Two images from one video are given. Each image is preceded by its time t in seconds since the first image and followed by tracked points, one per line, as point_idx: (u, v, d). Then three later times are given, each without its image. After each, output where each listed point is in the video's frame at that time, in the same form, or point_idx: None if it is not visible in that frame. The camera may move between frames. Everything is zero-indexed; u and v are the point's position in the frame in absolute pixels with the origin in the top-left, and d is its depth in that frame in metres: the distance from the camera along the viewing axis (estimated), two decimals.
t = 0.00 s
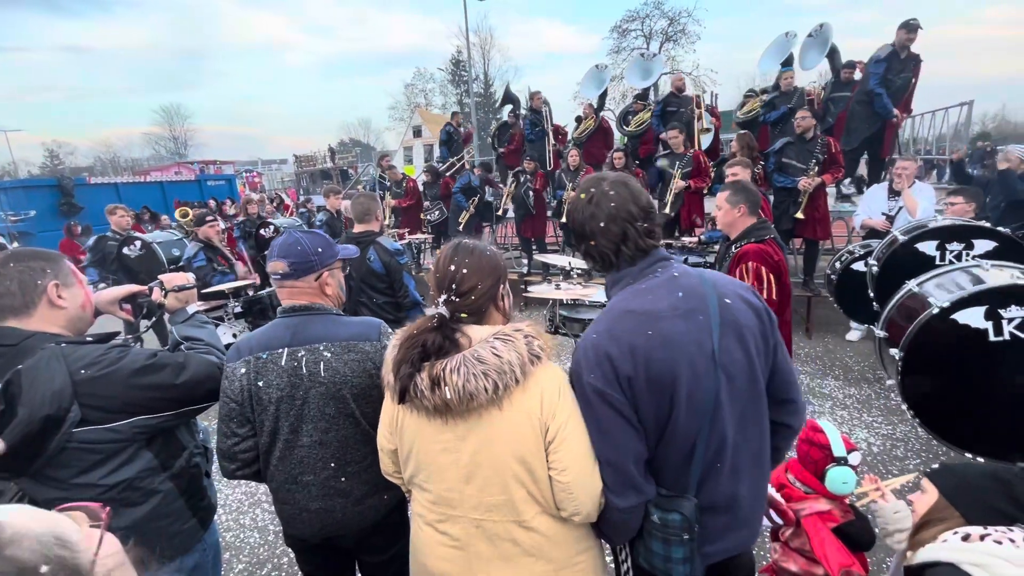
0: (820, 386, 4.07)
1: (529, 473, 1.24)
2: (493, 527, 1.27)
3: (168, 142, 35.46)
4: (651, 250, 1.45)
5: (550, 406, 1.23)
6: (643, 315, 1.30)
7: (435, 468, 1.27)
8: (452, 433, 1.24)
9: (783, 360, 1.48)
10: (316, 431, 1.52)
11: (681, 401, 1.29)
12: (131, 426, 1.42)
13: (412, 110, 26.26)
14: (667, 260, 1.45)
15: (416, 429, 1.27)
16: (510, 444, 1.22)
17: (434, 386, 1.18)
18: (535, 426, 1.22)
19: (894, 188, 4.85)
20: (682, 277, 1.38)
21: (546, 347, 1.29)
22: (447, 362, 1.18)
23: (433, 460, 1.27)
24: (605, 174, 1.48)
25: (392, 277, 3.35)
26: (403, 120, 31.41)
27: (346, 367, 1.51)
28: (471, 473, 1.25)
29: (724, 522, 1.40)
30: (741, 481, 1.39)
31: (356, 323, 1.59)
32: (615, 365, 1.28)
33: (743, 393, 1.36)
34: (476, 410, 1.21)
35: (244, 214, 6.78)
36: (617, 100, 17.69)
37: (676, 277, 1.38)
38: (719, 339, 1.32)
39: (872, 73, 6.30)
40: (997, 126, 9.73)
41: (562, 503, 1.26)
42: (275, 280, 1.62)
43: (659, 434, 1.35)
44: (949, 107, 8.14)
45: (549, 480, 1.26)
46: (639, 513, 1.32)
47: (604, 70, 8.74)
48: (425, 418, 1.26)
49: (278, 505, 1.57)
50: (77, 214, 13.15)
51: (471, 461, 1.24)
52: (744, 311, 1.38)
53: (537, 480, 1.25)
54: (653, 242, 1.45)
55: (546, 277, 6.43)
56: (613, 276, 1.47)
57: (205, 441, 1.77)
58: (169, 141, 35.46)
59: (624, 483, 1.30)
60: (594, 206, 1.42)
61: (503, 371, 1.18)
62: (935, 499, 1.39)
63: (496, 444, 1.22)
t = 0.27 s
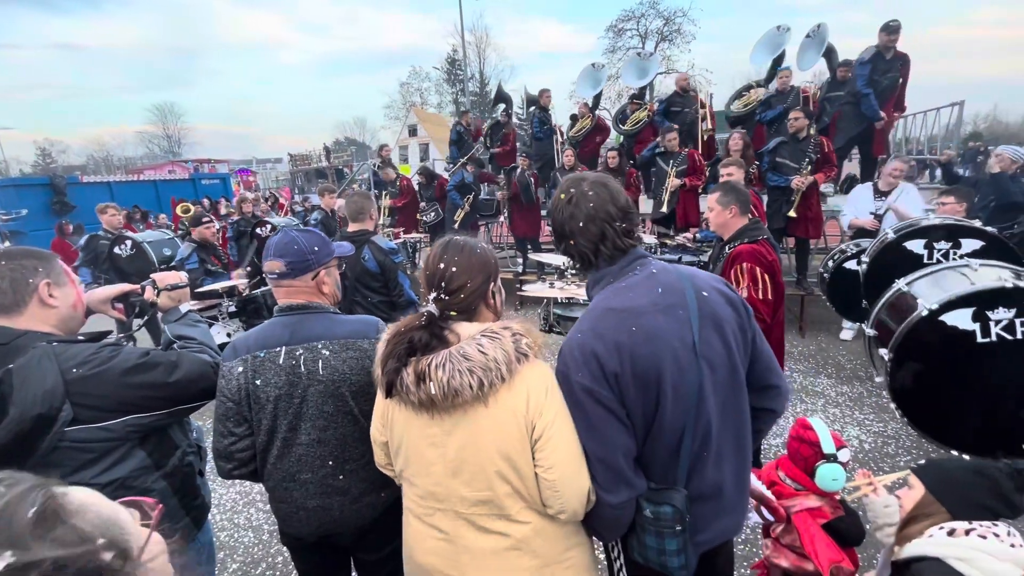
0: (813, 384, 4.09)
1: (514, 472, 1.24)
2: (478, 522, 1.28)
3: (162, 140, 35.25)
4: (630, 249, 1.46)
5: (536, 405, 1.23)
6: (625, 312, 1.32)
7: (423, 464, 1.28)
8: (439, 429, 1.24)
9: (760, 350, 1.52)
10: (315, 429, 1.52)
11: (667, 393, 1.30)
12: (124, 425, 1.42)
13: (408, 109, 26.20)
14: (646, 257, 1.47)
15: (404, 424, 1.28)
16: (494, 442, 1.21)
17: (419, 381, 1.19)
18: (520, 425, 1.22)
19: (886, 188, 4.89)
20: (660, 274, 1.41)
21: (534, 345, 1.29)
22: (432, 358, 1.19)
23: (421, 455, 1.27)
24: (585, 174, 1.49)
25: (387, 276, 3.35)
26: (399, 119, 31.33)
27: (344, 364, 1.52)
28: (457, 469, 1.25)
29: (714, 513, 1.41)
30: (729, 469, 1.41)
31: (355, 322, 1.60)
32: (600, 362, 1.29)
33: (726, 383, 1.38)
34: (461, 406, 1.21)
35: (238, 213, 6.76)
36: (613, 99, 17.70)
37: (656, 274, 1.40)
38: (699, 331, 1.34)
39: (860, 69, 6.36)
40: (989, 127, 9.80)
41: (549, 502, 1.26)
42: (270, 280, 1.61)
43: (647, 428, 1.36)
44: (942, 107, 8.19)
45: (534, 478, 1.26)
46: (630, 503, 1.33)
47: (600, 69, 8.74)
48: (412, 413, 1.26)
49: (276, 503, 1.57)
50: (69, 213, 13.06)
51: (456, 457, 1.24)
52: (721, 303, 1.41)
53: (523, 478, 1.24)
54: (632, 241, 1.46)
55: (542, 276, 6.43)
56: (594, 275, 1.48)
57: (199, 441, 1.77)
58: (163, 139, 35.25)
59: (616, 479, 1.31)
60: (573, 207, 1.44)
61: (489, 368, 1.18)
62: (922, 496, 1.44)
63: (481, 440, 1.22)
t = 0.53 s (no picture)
0: (804, 382, 4.12)
1: (499, 483, 1.24)
2: (467, 530, 1.28)
3: (153, 139, 35.02)
4: (614, 248, 1.47)
5: (521, 418, 1.21)
6: (614, 311, 1.33)
7: (412, 471, 1.29)
8: (424, 439, 1.25)
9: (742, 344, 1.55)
10: (315, 429, 1.52)
11: (657, 390, 1.32)
12: (114, 425, 1.41)
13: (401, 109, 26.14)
14: (631, 256, 1.48)
15: (392, 431, 1.29)
16: (479, 454, 1.21)
17: (401, 395, 1.19)
18: (505, 439, 1.21)
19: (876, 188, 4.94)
20: (646, 272, 1.42)
21: (521, 357, 1.26)
22: (414, 372, 1.19)
23: (409, 462, 1.28)
24: (571, 173, 1.48)
25: (380, 275, 3.34)
26: (392, 119, 31.24)
27: (346, 363, 1.54)
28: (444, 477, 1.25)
29: (704, 506, 1.42)
30: (716, 464, 1.43)
31: (354, 320, 1.62)
32: (590, 361, 1.30)
33: (712, 378, 1.40)
34: (444, 419, 1.20)
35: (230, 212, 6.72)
36: (606, 100, 17.73)
37: (641, 272, 1.42)
38: (686, 327, 1.36)
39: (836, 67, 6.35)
40: (978, 128, 9.90)
41: (535, 514, 1.26)
42: (271, 279, 1.60)
43: (637, 425, 1.37)
44: (932, 108, 8.26)
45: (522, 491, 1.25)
46: (621, 502, 1.33)
47: (593, 69, 8.74)
48: (399, 423, 1.27)
49: (274, 504, 1.56)
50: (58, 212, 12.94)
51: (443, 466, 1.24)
52: (705, 299, 1.43)
53: (508, 489, 1.24)
54: (616, 241, 1.47)
55: (535, 276, 6.44)
56: (580, 274, 1.49)
57: (190, 441, 1.76)
58: (154, 138, 35.03)
59: (609, 476, 1.31)
60: (558, 206, 1.44)
61: (471, 384, 1.17)
62: (908, 491, 1.47)
63: (466, 452, 1.22)
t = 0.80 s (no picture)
0: (797, 380, 4.14)
1: (486, 495, 1.24)
2: (462, 535, 1.29)
3: (146, 137, 34.79)
4: (607, 248, 1.46)
5: (507, 435, 1.19)
6: (606, 312, 1.33)
7: (403, 481, 1.28)
8: (411, 455, 1.23)
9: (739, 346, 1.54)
10: (318, 428, 1.53)
11: (646, 392, 1.32)
12: (104, 427, 1.40)
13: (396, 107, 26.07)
14: (625, 256, 1.48)
15: (378, 440, 1.28)
16: (464, 469, 1.20)
17: (377, 415, 1.20)
18: (490, 457, 1.19)
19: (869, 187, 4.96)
20: (639, 273, 1.42)
21: (507, 373, 1.22)
22: (391, 394, 1.18)
23: (399, 472, 1.28)
24: (565, 171, 1.48)
25: (374, 275, 3.32)
26: (387, 117, 31.13)
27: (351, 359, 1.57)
28: (431, 486, 1.25)
29: (694, 508, 1.42)
30: (706, 466, 1.42)
31: (355, 317, 1.68)
32: (581, 363, 1.30)
33: (704, 380, 1.40)
34: (424, 438, 1.19)
35: (224, 211, 6.68)
36: (602, 99, 17.73)
37: (633, 273, 1.42)
38: (678, 329, 1.36)
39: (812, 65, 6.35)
40: (970, 128, 9.96)
41: (526, 508, 1.26)
42: (281, 277, 1.63)
43: (627, 427, 1.37)
44: (925, 108, 8.31)
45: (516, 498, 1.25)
46: (610, 503, 1.33)
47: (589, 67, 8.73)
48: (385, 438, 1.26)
49: (274, 505, 1.57)
50: (49, 210, 12.82)
51: (432, 478, 1.23)
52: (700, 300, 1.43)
53: (497, 501, 1.25)
54: (609, 240, 1.47)
55: (530, 275, 6.44)
56: (573, 274, 1.49)
57: (182, 442, 1.75)
58: (146, 136, 34.80)
59: (597, 478, 1.31)
60: (552, 205, 1.43)
61: (450, 406, 1.14)
62: (900, 488, 1.49)
63: (451, 467, 1.21)
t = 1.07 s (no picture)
0: (792, 379, 4.15)
1: (473, 506, 1.20)
2: (449, 545, 1.25)
3: (139, 135, 34.60)
4: (600, 251, 1.45)
5: (495, 443, 1.15)
6: (607, 319, 1.32)
7: (391, 485, 1.26)
8: (398, 460, 1.20)
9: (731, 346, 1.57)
10: (320, 427, 1.53)
11: (652, 398, 1.31)
12: (95, 428, 1.38)
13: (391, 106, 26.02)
14: (618, 259, 1.48)
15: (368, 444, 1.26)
16: (450, 477, 1.17)
17: (360, 416, 1.19)
18: (477, 465, 1.16)
19: (864, 187, 4.98)
20: (636, 276, 1.42)
21: (502, 374, 1.19)
22: (373, 394, 1.17)
23: (388, 476, 1.25)
24: (556, 178, 1.48)
25: (369, 275, 3.32)
26: (382, 116, 31.05)
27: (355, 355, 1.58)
28: (418, 494, 1.22)
29: (698, 511, 1.43)
30: (709, 468, 1.43)
31: (355, 316, 1.67)
32: (584, 371, 1.28)
33: (704, 382, 1.41)
34: (411, 443, 1.16)
35: (218, 210, 6.64)
36: (597, 98, 17.75)
37: (630, 277, 1.41)
38: (678, 332, 1.36)
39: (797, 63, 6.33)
40: (962, 128, 10.04)
41: (515, 529, 1.22)
42: (282, 278, 1.61)
43: (631, 434, 1.36)
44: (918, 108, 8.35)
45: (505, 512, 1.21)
46: (616, 504, 1.32)
47: (585, 66, 8.72)
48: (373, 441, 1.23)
49: (274, 507, 1.55)
50: (40, 209, 12.72)
51: (419, 485, 1.21)
52: (696, 302, 1.44)
53: (485, 513, 1.21)
54: (602, 243, 1.46)
55: (526, 274, 6.44)
56: (566, 280, 1.48)
57: (176, 444, 1.74)
58: (140, 134, 34.61)
59: (605, 488, 1.30)
60: (541, 209, 1.42)
61: (434, 410, 1.11)
62: (896, 487, 1.49)
63: (438, 474, 1.17)
